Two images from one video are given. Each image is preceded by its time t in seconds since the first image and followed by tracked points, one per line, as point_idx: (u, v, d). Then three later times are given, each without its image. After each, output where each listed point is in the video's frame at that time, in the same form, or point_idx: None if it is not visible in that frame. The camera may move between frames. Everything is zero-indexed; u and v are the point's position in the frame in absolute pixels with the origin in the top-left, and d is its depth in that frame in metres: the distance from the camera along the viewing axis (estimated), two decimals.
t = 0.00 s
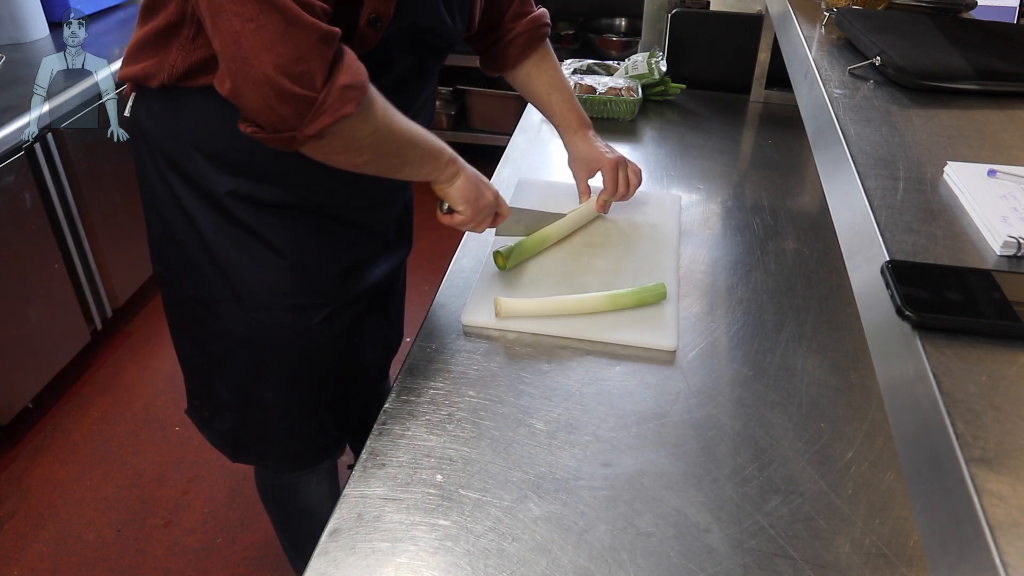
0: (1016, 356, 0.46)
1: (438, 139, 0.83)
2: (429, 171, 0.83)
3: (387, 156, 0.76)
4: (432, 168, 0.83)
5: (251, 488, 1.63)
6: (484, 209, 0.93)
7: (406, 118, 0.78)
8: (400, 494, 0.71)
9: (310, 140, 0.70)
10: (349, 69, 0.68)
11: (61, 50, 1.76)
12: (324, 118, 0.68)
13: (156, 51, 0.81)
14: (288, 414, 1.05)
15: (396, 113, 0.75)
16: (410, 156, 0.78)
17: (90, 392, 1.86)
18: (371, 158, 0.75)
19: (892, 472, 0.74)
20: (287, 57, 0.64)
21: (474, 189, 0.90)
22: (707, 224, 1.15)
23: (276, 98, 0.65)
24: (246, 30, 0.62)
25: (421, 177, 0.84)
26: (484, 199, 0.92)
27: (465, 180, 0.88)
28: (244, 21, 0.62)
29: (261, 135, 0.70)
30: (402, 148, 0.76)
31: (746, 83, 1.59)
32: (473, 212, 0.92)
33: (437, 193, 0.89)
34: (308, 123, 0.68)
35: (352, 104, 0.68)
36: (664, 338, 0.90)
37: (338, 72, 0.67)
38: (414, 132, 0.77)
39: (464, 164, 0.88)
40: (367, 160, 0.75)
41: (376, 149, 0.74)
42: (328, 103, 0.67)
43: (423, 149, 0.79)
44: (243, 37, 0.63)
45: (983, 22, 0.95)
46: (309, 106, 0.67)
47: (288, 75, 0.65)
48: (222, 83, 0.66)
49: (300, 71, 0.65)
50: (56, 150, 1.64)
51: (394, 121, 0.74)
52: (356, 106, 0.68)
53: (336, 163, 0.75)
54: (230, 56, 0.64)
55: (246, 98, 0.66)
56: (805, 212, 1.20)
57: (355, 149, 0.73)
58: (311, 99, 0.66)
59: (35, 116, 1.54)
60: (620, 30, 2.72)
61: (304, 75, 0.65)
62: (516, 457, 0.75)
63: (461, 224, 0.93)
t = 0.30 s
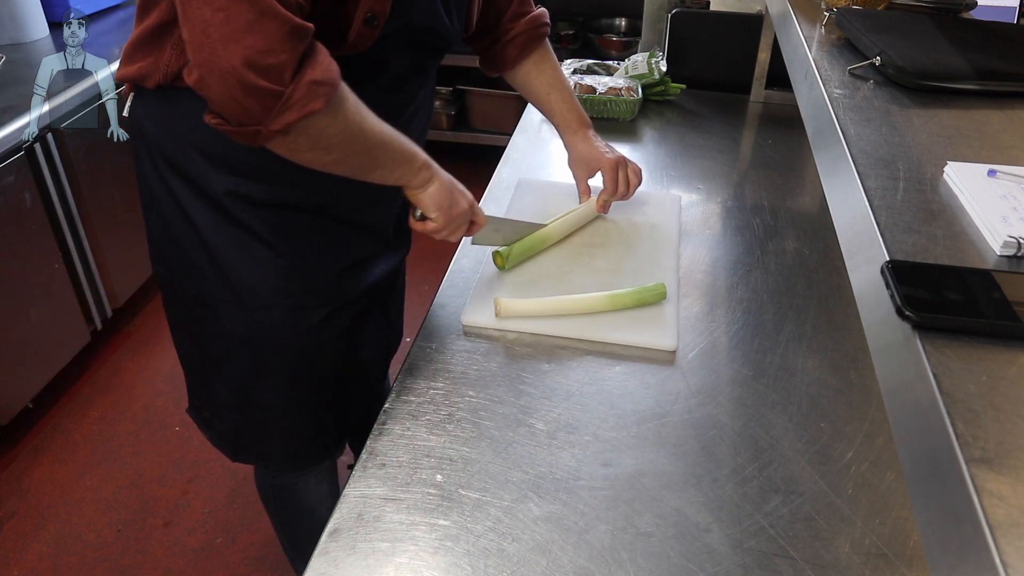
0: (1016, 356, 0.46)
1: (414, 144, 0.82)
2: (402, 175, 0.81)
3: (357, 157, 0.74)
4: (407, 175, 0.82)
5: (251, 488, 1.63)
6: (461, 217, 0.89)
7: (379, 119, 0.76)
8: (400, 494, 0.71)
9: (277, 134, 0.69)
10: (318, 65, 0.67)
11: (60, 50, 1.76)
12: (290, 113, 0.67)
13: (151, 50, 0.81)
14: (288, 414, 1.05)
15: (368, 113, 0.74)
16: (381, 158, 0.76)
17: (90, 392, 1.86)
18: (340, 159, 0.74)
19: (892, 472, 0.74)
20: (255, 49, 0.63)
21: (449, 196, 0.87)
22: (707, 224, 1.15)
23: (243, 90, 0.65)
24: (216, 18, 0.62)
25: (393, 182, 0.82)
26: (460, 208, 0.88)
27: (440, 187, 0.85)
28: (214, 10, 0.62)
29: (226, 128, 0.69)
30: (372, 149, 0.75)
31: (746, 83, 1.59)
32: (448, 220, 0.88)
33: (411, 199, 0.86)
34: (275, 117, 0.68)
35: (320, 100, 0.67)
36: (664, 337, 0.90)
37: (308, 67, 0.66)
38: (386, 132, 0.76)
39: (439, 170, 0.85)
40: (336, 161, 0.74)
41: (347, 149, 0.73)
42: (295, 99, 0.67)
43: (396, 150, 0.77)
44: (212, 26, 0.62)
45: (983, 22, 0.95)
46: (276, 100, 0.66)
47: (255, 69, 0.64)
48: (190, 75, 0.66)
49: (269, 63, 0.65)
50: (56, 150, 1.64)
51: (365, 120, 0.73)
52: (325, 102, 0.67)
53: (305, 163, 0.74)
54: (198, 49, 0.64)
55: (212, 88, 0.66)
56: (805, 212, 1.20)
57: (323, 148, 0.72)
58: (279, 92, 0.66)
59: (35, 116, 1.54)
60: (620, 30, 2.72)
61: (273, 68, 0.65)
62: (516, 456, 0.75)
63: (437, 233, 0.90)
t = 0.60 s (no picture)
0: (1016, 356, 0.46)
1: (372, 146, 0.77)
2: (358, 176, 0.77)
3: (308, 150, 0.70)
4: (363, 175, 0.77)
5: (251, 488, 1.63)
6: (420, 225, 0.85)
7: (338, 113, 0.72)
8: (400, 494, 0.71)
9: (223, 118, 0.65)
10: (273, 48, 0.63)
11: (61, 50, 1.76)
12: (238, 95, 0.63)
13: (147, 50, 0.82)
14: (287, 414, 1.05)
15: (323, 104, 0.70)
16: (335, 154, 0.72)
17: (90, 392, 1.86)
18: (290, 150, 0.69)
19: (892, 473, 0.74)
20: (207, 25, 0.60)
21: (407, 201, 0.82)
22: (707, 224, 1.15)
23: (189, 67, 0.61)
24: None
25: (345, 182, 0.77)
26: (417, 215, 0.83)
27: (398, 191, 0.80)
28: None
29: (171, 106, 0.65)
30: (326, 143, 0.70)
31: (746, 83, 1.59)
32: (403, 227, 0.83)
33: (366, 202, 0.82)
34: (222, 99, 0.63)
35: (271, 84, 0.63)
36: (664, 338, 0.90)
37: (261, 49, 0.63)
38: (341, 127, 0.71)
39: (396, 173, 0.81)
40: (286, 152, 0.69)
41: (297, 141, 0.68)
42: (246, 80, 0.62)
43: (351, 148, 0.73)
44: None
45: (983, 22, 0.95)
46: (224, 80, 0.62)
47: (207, 47, 0.60)
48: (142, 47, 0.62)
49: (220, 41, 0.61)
50: (56, 150, 1.64)
51: (319, 112, 0.69)
52: (277, 87, 0.63)
53: (253, 153, 0.69)
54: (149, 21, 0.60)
55: (156, 63, 0.62)
56: (805, 212, 1.20)
57: (271, 136, 0.67)
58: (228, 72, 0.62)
59: (35, 116, 1.54)
60: (620, 29, 2.72)
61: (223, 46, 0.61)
62: (516, 456, 0.75)
63: (390, 240, 0.85)
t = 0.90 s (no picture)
0: (1016, 357, 0.46)
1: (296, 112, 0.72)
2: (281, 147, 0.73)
3: (205, 118, 0.69)
4: (287, 144, 0.73)
5: (251, 488, 1.63)
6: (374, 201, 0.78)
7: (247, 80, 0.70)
8: (400, 494, 0.71)
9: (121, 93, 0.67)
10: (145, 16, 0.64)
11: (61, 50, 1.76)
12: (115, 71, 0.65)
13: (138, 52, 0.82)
14: (287, 413, 1.05)
15: (218, 70, 0.68)
16: (236, 122, 0.70)
17: (90, 392, 1.86)
18: (189, 117, 0.70)
19: (892, 473, 0.74)
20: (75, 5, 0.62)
21: (346, 172, 0.75)
22: (707, 224, 1.15)
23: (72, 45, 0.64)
24: None
25: (272, 151, 0.74)
26: (359, 189, 0.76)
27: (332, 161, 0.74)
28: None
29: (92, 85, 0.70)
30: (221, 111, 0.69)
31: (746, 83, 1.59)
32: (343, 201, 0.77)
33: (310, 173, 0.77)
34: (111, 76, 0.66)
35: (132, 58, 0.63)
36: (664, 338, 0.90)
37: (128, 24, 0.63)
38: (237, 93, 0.69)
39: (335, 143, 0.75)
40: (188, 120, 0.70)
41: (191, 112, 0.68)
42: (115, 50, 0.64)
43: (257, 117, 0.70)
44: None
45: (983, 22, 0.95)
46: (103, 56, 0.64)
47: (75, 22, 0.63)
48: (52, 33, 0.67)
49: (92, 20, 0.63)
50: (56, 150, 1.64)
51: (207, 79, 0.67)
52: (140, 61, 0.64)
53: (167, 123, 0.71)
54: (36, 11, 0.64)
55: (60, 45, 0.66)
56: (805, 212, 1.20)
57: (164, 103, 0.68)
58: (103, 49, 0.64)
59: (35, 116, 1.55)
60: (620, 30, 2.72)
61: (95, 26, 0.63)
62: (516, 456, 0.75)
63: (342, 216, 0.79)
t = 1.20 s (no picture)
0: (1015, 356, 0.46)
1: (270, 146, 0.74)
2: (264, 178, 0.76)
3: (190, 148, 0.75)
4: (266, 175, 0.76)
5: (251, 488, 1.63)
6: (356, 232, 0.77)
7: (227, 114, 0.73)
8: (400, 494, 0.71)
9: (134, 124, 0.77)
10: (130, 56, 0.71)
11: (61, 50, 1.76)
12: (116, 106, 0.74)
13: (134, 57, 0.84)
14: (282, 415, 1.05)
15: (195, 107, 0.73)
16: (215, 154, 0.75)
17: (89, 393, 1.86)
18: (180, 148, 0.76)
19: (892, 473, 0.74)
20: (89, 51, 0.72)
21: (319, 206, 0.75)
22: (707, 224, 1.15)
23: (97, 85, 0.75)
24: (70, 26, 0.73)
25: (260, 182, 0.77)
26: (330, 224, 0.75)
27: (305, 193, 0.75)
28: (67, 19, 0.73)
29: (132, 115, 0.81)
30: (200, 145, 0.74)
31: (746, 83, 1.59)
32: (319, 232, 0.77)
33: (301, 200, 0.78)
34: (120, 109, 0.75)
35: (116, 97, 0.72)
36: (664, 337, 0.90)
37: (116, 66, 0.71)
38: (210, 129, 0.73)
39: (307, 178, 0.75)
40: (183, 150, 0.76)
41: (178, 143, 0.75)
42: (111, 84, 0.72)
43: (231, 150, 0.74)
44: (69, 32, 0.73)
45: (983, 22, 0.95)
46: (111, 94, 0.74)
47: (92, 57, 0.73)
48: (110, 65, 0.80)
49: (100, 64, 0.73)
50: (56, 150, 1.65)
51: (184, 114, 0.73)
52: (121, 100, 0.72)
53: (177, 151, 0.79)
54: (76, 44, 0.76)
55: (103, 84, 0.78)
56: (805, 212, 1.20)
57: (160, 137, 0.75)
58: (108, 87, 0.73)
59: (35, 116, 1.54)
60: (620, 30, 2.72)
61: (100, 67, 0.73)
62: (516, 456, 0.75)
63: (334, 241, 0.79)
